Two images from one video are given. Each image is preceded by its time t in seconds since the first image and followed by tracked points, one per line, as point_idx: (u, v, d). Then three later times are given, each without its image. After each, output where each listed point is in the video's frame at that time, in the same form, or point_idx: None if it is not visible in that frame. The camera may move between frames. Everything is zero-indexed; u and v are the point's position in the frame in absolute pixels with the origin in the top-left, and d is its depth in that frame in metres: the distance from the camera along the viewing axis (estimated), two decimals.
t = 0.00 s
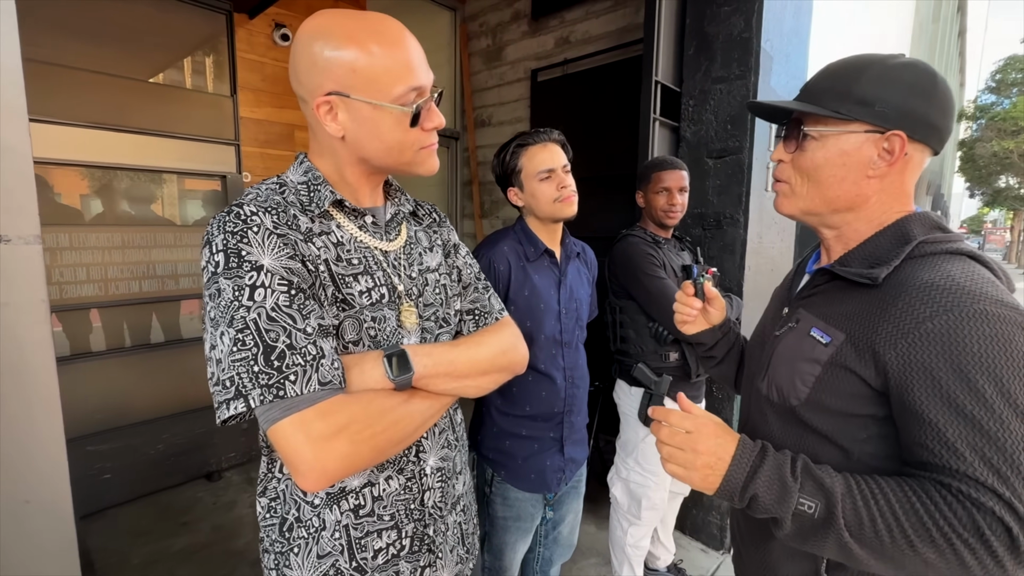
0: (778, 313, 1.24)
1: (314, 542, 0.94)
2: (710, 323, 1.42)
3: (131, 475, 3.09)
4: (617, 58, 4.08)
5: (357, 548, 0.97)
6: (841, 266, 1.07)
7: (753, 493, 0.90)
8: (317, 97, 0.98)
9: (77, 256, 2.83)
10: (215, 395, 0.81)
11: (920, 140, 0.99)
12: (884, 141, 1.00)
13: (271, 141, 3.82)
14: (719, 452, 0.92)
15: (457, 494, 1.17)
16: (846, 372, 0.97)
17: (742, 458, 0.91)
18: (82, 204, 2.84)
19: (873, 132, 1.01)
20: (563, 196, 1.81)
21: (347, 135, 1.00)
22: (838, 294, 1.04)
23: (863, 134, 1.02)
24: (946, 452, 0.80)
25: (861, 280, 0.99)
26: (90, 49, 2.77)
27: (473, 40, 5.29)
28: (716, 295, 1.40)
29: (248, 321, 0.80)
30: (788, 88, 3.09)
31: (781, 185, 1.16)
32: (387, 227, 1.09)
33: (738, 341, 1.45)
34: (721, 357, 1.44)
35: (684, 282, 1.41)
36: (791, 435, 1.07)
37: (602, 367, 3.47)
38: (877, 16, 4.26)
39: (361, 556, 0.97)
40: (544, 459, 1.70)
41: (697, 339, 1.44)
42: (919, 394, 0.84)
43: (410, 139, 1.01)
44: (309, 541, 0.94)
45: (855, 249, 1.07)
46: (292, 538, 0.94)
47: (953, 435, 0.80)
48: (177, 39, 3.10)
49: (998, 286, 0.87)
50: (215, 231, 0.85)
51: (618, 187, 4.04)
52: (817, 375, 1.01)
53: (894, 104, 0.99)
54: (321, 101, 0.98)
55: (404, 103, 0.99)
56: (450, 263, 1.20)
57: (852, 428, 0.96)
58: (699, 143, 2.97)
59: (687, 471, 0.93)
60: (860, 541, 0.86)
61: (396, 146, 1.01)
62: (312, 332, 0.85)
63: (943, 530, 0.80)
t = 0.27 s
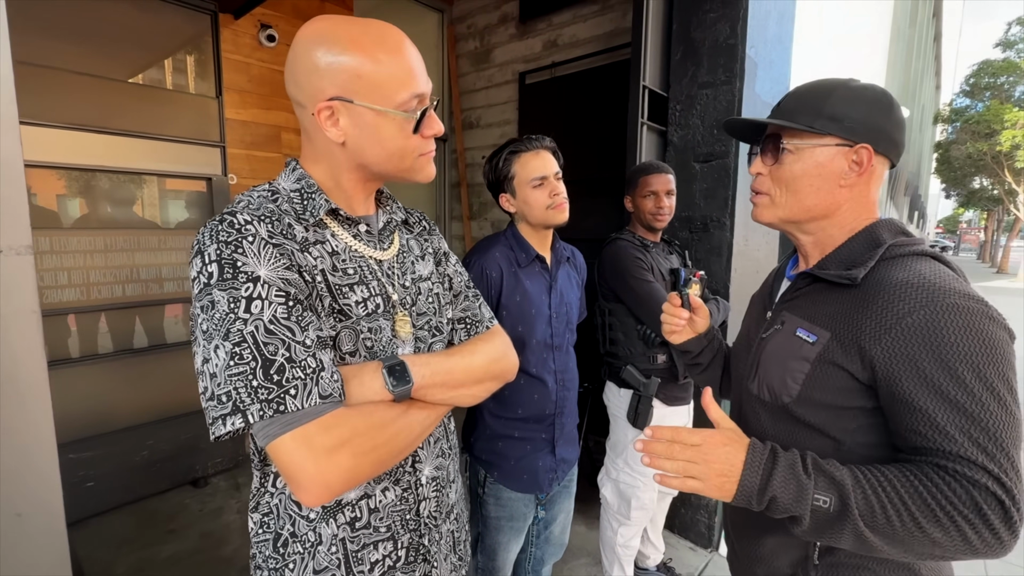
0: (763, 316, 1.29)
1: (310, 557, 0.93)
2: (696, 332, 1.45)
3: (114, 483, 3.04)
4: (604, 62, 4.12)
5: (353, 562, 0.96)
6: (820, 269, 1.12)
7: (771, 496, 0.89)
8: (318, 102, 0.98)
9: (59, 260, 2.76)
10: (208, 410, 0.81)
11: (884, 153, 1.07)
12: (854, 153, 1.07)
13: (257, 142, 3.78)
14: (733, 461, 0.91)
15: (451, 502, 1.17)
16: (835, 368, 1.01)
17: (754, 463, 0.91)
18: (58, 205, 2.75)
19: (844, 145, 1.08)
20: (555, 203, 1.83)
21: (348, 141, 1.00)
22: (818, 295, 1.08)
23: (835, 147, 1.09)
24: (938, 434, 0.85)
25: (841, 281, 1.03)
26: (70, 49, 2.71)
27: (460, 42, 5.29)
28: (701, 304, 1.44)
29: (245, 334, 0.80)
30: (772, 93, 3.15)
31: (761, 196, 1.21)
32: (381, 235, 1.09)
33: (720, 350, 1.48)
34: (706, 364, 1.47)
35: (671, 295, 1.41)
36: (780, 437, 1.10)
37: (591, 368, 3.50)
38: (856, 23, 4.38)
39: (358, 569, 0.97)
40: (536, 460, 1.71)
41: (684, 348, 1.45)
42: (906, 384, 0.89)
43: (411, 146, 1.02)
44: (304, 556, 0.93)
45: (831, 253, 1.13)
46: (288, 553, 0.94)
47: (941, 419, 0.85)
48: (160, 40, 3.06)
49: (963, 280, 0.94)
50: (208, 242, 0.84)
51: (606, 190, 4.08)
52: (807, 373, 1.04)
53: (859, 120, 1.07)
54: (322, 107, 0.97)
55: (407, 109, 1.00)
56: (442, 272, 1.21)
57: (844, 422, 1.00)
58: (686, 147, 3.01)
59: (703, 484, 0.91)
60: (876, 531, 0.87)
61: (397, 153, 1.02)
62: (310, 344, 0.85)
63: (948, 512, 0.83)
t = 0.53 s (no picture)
0: (759, 319, 1.32)
1: (307, 564, 0.93)
2: (690, 333, 1.46)
3: (100, 490, 2.99)
4: (594, 65, 4.15)
5: (350, 568, 0.97)
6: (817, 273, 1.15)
7: (739, 470, 0.92)
8: (314, 107, 0.98)
9: (42, 264, 2.71)
10: (206, 420, 0.81)
11: (897, 157, 1.13)
12: (877, 155, 1.10)
13: (245, 145, 3.75)
14: (707, 427, 0.95)
15: (446, 507, 1.18)
16: (823, 373, 1.04)
17: (731, 435, 0.94)
18: (38, 205, 2.69)
19: (868, 147, 1.11)
20: (545, 208, 1.84)
21: (343, 146, 1.00)
22: (817, 299, 1.11)
23: (860, 148, 1.11)
24: (916, 445, 0.87)
25: (835, 284, 1.07)
26: (54, 50, 2.67)
27: (450, 44, 5.29)
28: (696, 307, 1.45)
29: (244, 345, 0.80)
30: (758, 98, 3.20)
31: (780, 198, 1.21)
32: (377, 242, 1.09)
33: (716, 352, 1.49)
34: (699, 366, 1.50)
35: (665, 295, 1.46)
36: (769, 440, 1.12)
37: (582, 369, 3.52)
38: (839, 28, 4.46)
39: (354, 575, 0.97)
40: (528, 462, 1.72)
41: (677, 349, 1.47)
42: (890, 392, 0.91)
43: (406, 149, 1.03)
44: (302, 562, 0.93)
45: (832, 259, 1.16)
46: (285, 560, 0.94)
47: (921, 429, 0.87)
48: (146, 40, 3.02)
49: (962, 293, 0.96)
50: (205, 250, 0.84)
51: (596, 192, 4.10)
52: (795, 376, 1.08)
53: (880, 123, 1.09)
54: (318, 112, 0.97)
55: (403, 114, 1.00)
56: (437, 278, 1.21)
57: (828, 427, 1.03)
58: (675, 150, 3.04)
59: (675, 445, 0.96)
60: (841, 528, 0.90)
61: (394, 156, 1.02)
62: (309, 355, 0.85)
63: (915, 518, 0.85)
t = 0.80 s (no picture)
0: (758, 325, 1.28)
1: (305, 563, 0.94)
2: (687, 336, 1.47)
3: (91, 496, 2.97)
4: (586, 68, 4.18)
5: (347, 567, 0.97)
6: (824, 279, 1.11)
7: (730, 489, 0.90)
8: (307, 114, 1.00)
9: (31, 267, 2.69)
10: (207, 420, 0.82)
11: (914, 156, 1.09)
12: (895, 156, 1.06)
13: (238, 147, 3.74)
14: (696, 441, 0.93)
15: (443, 508, 1.19)
16: (825, 385, 0.99)
17: (722, 451, 0.92)
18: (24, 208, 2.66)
19: (888, 147, 1.05)
20: (538, 212, 1.86)
21: (337, 152, 1.01)
22: (824, 307, 1.07)
23: (879, 149, 1.06)
24: (923, 469, 0.83)
25: (847, 292, 1.02)
26: (43, 52, 2.66)
27: (443, 46, 5.30)
28: (695, 308, 1.46)
29: (244, 346, 0.81)
30: (749, 102, 3.24)
31: (799, 205, 1.13)
32: (376, 247, 1.10)
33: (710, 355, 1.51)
34: (694, 370, 1.51)
35: (665, 293, 1.45)
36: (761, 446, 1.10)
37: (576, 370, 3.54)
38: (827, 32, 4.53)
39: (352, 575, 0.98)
40: (523, 464, 1.73)
41: (673, 351, 1.49)
42: (899, 411, 0.87)
43: (399, 153, 1.03)
44: (300, 561, 0.94)
45: (840, 267, 1.11)
46: (284, 559, 0.95)
47: (932, 453, 0.83)
48: (137, 41, 3.00)
49: (978, 311, 0.92)
50: (207, 255, 0.85)
51: (589, 195, 4.13)
52: (796, 386, 1.03)
53: (901, 122, 1.05)
54: (311, 118, 0.99)
55: (394, 119, 1.01)
56: (436, 283, 1.22)
57: (825, 441, 0.99)
58: (668, 154, 3.07)
59: (664, 459, 0.94)
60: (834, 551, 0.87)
61: (385, 161, 1.02)
62: (308, 356, 0.86)
63: (913, 544, 0.82)
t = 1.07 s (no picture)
0: (760, 334, 1.28)
1: (305, 571, 0.94)
2: (685, 341, 1.49)
3: (87, 499, 2.96)
4: (583, 71, 4.20)
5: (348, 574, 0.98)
6: (834, 288, 1.08)
7: (737, 518, 0.85)
8: (304, 119, 1.01)
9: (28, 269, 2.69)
10: (208, 420, 0.82)
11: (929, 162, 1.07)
12: (909, 161, 1.04)
13: (235, 149, 3.74)
14: (700, 464, 0.88)
15: (443, 509, 1.19)
16: (832, 400, 0.95)
17: (728, 477, 0.87)
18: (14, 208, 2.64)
19: (901, 151, 1.04)
20: (537, 214, 1.87)
21: (333, 156, 1.02)
22: (832, 319, 1.03)
23: (891, 153, 1.04)
24: (939, 494, 0.79)
25: (859, 304, 0.98)
26: (40, 55, 2.66)
27: (441, 48, 5.32)
28: (695, 313, 1.46)
29: (248, 347, 0.82)
30: (744, 105, 3.27)
31: (807, 210, 1.12)
32: (376, 252, 1.11)
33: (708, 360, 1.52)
34: (692, 376, 1.52)
35: (665, 298, 1.44)
36: (764, 461, 1.07)
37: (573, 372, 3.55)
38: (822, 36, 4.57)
39: None
40: (522, 467, 1.74)
41: (670, 357, 1.50)
42: (912, 429, 0.83)
43: (395, 156, 1.04)
44: (300, 571, 0.94)
45: (849, 275, 1.09)
46: (284, 568, 0.94)
47: (949, 476, 0.78)
48: (134, 43, 3.00)
49: (996, 327, 0.88)
50: (211, 258, 0.86)
51: (585, 196, 4.15)
52: (801, 400, 1.00)
53: (917, 127, 1.03)
54: (307, 123, 1.00)
55: (389, 123, 1.02)
56: (438, 287, 1.22)
57: (831, 458, 0.96)
58: (664, 156, 3.09)
59: (667, 484, 0.88)
60: None
61: (382, 165, 1.03)
62: (309, 358, 0.87)
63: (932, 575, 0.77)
